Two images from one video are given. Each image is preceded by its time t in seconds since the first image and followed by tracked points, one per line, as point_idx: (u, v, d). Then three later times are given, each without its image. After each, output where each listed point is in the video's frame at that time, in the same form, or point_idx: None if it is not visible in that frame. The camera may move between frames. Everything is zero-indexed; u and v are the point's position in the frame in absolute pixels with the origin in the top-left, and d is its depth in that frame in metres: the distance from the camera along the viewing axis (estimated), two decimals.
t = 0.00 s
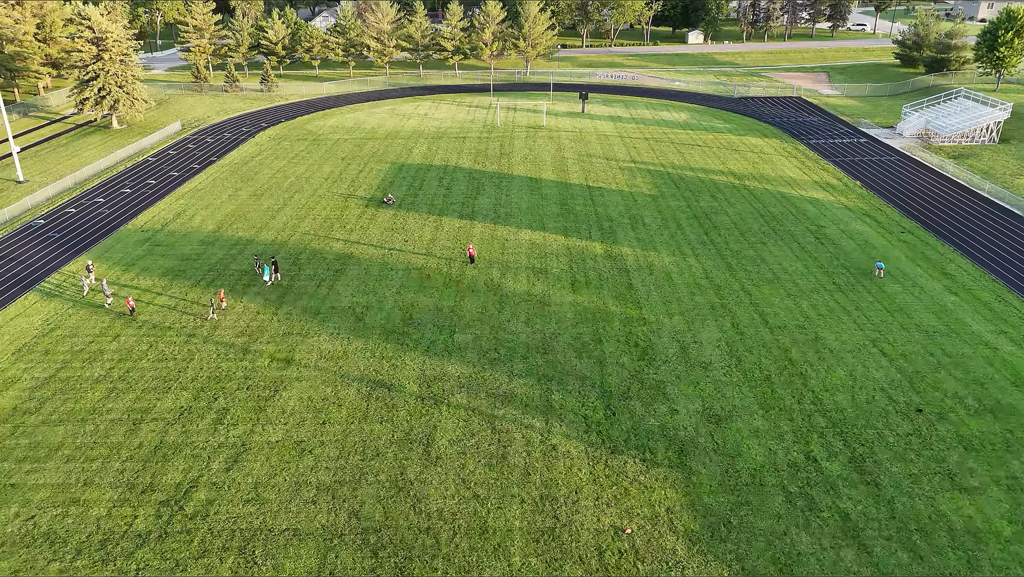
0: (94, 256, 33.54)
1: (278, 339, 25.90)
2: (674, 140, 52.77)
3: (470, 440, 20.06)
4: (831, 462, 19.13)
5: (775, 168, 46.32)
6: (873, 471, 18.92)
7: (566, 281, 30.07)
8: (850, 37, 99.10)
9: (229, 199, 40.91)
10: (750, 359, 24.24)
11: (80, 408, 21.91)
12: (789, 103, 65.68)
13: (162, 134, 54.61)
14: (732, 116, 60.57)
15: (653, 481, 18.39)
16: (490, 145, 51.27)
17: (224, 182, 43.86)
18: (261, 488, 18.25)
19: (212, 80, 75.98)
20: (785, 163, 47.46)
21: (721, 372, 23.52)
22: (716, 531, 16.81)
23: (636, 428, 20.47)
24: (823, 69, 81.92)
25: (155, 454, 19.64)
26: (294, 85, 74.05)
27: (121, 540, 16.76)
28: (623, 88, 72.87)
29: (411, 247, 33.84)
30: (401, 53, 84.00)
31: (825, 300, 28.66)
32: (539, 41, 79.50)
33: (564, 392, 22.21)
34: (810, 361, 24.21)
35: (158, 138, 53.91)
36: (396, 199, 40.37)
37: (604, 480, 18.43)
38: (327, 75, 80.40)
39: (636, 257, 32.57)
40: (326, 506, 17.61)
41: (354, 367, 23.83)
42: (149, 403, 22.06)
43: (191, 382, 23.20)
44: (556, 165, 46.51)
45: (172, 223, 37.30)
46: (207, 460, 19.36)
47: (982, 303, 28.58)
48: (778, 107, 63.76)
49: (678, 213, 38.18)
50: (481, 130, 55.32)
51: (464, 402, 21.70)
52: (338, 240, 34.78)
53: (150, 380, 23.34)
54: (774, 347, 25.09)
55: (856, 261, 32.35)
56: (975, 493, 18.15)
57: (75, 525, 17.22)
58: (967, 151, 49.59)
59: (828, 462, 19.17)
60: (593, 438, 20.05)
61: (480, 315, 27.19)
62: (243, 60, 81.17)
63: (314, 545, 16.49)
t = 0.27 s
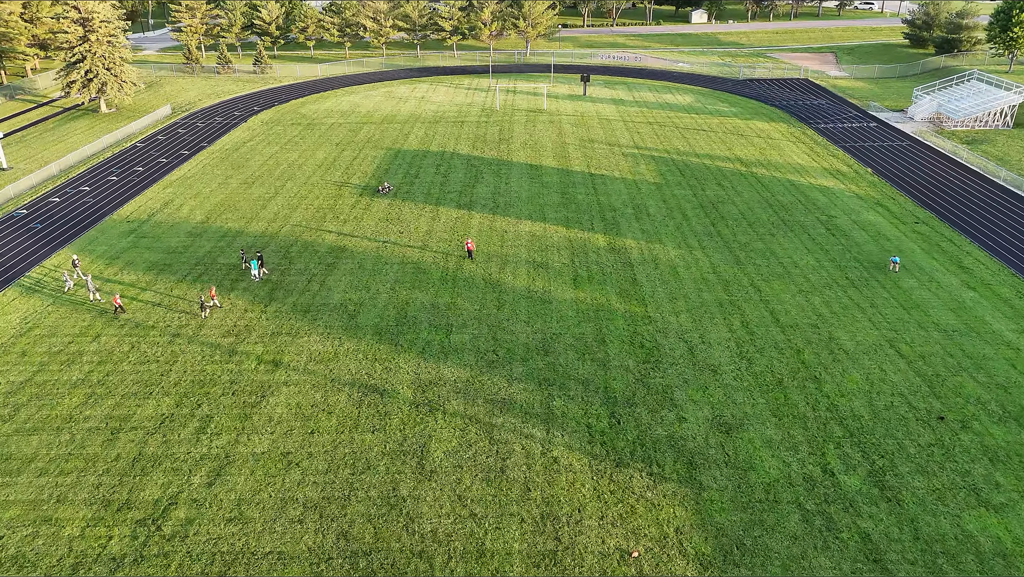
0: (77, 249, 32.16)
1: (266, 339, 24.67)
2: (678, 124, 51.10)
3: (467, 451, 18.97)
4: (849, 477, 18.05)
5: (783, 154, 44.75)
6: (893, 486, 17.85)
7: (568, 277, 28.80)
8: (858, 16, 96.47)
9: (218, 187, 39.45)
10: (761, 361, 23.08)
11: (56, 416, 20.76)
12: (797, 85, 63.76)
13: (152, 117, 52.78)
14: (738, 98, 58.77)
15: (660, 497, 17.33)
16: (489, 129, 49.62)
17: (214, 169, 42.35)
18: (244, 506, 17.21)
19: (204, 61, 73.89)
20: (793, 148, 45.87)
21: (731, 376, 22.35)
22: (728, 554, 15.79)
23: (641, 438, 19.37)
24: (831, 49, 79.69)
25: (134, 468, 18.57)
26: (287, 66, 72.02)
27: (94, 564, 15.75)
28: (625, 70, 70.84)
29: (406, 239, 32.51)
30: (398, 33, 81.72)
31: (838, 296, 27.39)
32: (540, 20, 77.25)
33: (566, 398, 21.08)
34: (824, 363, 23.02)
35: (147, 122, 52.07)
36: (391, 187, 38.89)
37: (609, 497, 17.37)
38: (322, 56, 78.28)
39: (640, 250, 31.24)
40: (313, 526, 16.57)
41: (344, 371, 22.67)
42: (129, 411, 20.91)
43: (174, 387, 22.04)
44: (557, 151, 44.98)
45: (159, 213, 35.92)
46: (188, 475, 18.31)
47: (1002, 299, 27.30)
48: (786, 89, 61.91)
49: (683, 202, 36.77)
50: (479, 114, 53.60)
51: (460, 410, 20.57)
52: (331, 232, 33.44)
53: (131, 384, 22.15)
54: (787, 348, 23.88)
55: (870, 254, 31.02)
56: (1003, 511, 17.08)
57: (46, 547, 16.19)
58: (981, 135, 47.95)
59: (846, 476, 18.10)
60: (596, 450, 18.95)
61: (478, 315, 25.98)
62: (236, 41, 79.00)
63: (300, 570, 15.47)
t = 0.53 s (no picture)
0: (58, 255, 30.86)
1: (253, 354, 23.44)
2: (682, 122, 49.73)
3: (463, 480, 17.80)
4: (871, 509, 16.90)
5: (790, 153, 43.39)
6: (919, 519, 16.70)
7: (570, 286, 27.56)
8: (864, 9, 94.69)
9: (208, 188, 38.15)
10: (773, 378, 21.89)
11: (27, 440, 19.56)
12: (803, 80, 62.29)
13: (142, 115, 51.35)
14: (743, 95, 57.36)
15: (669, 533, 16.20)
16: (487, 128, 48.25)
17: (204, 169, 41.03)
18: (224, 543, 16.08)
19: (197, 56, 72.32)
20: (801, 147, 44.50)
21: (743, 395, 21.15)
22: None
23: (648, 466, 18.20)
24: (837, 43, 78.09)
25: (107, 499, 17.41)
26: (282, 61, 70.49)
27: None
28: (627, 65, 69.33)
29: (401, 244, 31.27)
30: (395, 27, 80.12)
31: (852, 307, 26.15)
32: (540, 14, 75.68)
33: (568, 420, 19.88)
34: (840, 381, 21.81)
35: (138, 120, 50.62)
36: (387, 188, 37.59)
37: (614, 532, 16.23)
38: (318, 51, 76.72)
39: (644, 256, 29.98)
40: (297, 566, 15.45)
41: (334, 390, 21.46)
42: (105, 434, 19.72)
43: (154, 408, 20.83)
44: (558, 150, 43.64)
45: (146, 216, 34.64)
46: (165, 507, 17.16)
47: None
48: (792, 85, 60.45)
49: (689, 205, 35.46)
50: (478, 112, 52.20)
51: (456, 434, 19.39)
52: (323, 236, 32.18)
53: (108, 404, 20.94)
54: (800, 364, 22.66)
55: (884, 260, 29.74)
56: None
57: None
58: (994, 133, 46.50)
59: (868, 509, 16.95)
60: (601, 479, 17.79)
61: (475, 327, 24.75)
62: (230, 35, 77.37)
63: None
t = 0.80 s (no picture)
0: (39, 269, 29.56)
1: (238, 378, 22.19)
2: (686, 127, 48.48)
3: (459, 521, 16.59)
4: (899, 555, 15.72)
5: (798, 160, 42.15)
6: (951, 566, 15.51)
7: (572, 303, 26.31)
8: (868, 10, 93.39)
9: (198, 197, 36.92)
10: (788, 405, 20.68)
11: None
12: (808, 83, 61.06)
13: (132, 120, 50.00)
14: (747, 99, 56.12)
15: None
16: (486, 133, 47.01)
17: (194, 177, 39.81)
18: None
19: (191, 58, 71.06)
20: (809, 154, 43.26)
21: (757, 423, 19.93)
22: None
23: (658, 505, 17.00)
24: (841, 45, 76.83)
25: (76, 543, 16.21)
26: (278, 63, 69.18)
27: None
28: (628, 67, 68.07)
29: (396, 258, 30.05)
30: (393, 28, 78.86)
31: (869, 325, 24.91)
32: (540, 15, 74.43)
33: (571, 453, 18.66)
34: (860, 408, 20.58)
35: (128, 124, 49.30)
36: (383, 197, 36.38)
37: None
38: (315, 53, 75.47)
39: (649, 271, 28.76)
40: None
41: (323, 418, 20.24)
42: (77, 468, 18.48)
43: (130, 438, 19.59)
44: (559, 157, 42.42)
45: (133, 227, 33.41)
46: (139, 551, 15.97)
47: None
48: (797, 88, 59.21)
49: (695, 215, 34.23)
50: (476, 117, 50.96)
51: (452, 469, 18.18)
52: (315, 249, 30.98)
53: (82, 434, 19.70)
54: (816, 388, 21.43)
55: (900, 275, 28.52)
56: None
57: None
58: (1007, 138, 45.26)
59: (895, 554, 15.77)
60: (607, 520, 16.59)
61: (473, 349, 23.53)
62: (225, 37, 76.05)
63: None
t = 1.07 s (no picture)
0: (17, 285, 28.32)
1: (221, 405, 20.95)
2: (690, 133, 47.25)
3: (453, 569, 15.35)
4: None
5: (806, 167, 40.91)
6: None
7: (574, 322, 25.09)
8: (873, 11, 92.11)
9: (186, 206, 35.67)
10: (805, 435, 19.45)
11: None
12: (814, 86, 59.79)
13: (122, 124, 48.72)
14: (752, 103, 54.89)
15: None
16: (485, 139, 45.76)
17: (184, 185, 38.57)
18: None
19: (185, 61, 69.81)
20: (817, 160, 42.02)
21: (771, 456, 18.68)
22: None
23: (668, 550, 15.77)
24: (846, 47, 75.61)
25: None
26: (273, 66, 67.94)
27: None
28: (630, 70, 66.82)
29: (390, 272, 28.84)
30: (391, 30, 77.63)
31: (886, 346, 23.67)
32: (540, 17, 73.20)
33: (574, 490, 17.43)
34: (880, 439, 19.34)
35: (118, 130, 48.05)
36: (378, 207, 35.16)
37: None
38: (311, 56, 74.24)
39: (654, 287, 27.52)
40: None
41: (309, 450, 19.01)
42: (45, 507, 17.23)
43: (103, 473, 18.34)
44: (560, 164, 41.20)
45: (117, 239, 32.18)
46: None
47: None
48: (803, 92, 57.97)
49: (701, 226, 33.00)
50: (475, 121, 49.72)
51: (446, 508, 16.95)
52: (306, 263, 29.76)
53: (52, 469, 18.47)
54: (833, 417, 20.19)
55: (916, 290, 27.27)
56: None
57: None
58: (1020, 143, 43.99)
59: None
60: (613, 568, 15.35)
61: (469, 372, 22.29)
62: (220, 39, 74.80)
63: None
